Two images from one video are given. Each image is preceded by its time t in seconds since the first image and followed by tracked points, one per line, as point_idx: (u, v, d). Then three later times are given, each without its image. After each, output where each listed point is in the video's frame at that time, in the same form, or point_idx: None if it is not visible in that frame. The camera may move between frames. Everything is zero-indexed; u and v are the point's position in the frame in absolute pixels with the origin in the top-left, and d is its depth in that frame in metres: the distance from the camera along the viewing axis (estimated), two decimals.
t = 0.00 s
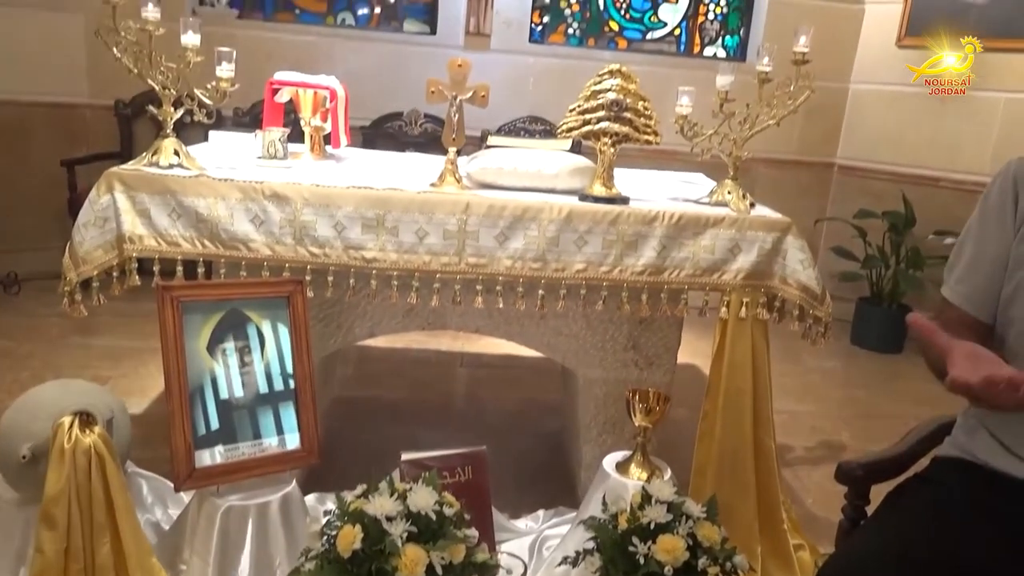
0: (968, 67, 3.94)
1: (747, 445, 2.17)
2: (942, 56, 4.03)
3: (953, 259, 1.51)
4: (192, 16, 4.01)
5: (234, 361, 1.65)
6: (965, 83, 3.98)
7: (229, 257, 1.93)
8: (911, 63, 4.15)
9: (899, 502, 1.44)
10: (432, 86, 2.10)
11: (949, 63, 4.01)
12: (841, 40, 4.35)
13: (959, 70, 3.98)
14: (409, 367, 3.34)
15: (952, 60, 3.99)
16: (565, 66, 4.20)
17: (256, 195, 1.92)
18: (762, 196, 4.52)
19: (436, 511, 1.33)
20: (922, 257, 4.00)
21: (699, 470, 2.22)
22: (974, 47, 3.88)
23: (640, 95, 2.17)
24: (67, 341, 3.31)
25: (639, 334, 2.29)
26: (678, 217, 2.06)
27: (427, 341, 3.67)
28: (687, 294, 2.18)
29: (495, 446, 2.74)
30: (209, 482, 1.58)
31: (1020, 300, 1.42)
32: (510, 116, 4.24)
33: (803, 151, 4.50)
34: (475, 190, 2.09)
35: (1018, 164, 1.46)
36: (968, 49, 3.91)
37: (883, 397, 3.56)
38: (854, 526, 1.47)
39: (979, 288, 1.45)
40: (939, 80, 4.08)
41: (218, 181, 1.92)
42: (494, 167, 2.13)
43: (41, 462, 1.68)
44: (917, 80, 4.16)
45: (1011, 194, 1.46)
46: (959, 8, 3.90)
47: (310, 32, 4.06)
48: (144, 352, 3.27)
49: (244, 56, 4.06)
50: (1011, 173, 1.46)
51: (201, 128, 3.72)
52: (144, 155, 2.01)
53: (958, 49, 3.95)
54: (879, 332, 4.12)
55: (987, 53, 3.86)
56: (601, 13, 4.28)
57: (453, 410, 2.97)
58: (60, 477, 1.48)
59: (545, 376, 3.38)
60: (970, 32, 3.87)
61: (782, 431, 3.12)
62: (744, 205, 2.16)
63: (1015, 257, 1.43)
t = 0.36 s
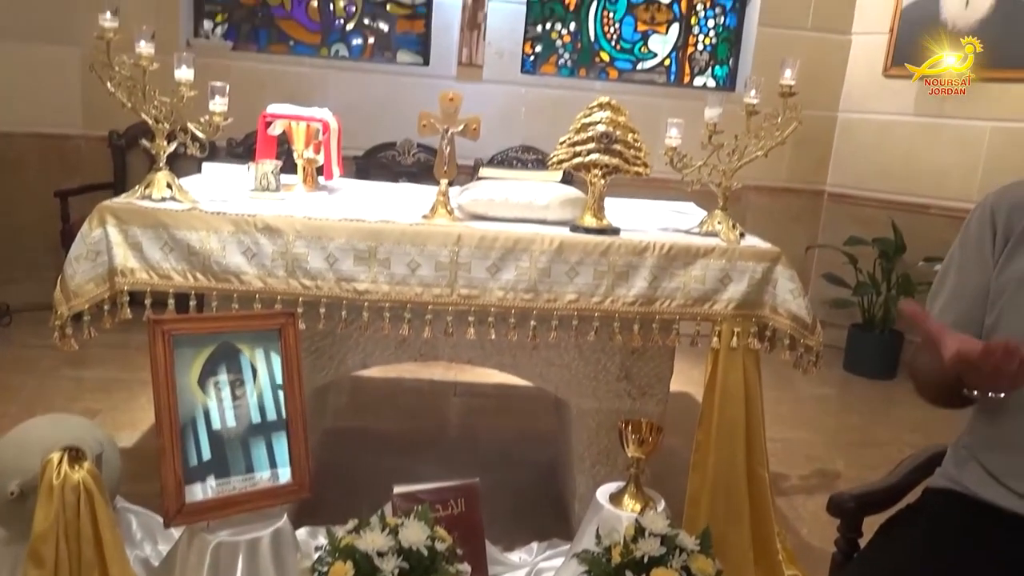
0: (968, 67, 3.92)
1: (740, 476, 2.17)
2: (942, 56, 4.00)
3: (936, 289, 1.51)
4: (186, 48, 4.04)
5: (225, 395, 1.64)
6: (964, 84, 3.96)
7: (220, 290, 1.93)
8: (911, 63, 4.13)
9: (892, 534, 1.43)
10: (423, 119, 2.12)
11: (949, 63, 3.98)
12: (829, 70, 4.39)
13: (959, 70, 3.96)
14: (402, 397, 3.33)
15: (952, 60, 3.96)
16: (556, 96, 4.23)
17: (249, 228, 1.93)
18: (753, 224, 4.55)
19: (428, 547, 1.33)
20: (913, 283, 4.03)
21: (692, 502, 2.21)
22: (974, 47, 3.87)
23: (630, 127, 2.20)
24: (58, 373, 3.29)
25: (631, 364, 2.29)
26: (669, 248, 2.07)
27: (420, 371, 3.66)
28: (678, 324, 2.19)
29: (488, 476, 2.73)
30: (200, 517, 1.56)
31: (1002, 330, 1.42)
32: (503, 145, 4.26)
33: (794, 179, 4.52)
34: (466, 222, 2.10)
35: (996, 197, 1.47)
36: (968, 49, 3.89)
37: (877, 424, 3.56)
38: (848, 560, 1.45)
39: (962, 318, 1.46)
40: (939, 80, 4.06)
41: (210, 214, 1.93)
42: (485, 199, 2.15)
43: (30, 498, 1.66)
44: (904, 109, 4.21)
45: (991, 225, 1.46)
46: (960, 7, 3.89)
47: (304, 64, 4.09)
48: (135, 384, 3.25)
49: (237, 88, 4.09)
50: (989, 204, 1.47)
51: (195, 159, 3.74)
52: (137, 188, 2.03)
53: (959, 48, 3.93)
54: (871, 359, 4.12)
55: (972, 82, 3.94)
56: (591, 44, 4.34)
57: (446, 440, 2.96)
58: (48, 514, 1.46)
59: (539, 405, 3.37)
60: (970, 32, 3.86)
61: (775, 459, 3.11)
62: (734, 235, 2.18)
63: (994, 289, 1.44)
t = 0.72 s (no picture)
0: (968, 67, 3.92)
1: (733, 505, 2.17)
2: (942, 56, 4.01)
3: (923, 320, 1.50)
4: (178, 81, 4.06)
5: (215, 430, 1.63)
6: (963, 84, 3.95)
7: (210, 324, 1.93)
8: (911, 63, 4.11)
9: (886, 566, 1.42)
10: (414, 152, 2.13)
11: (949, 63, 3.99)
12: (816, 99, 4.44)
13: (959, 70, 3.96)
14: (395, 429, 3.31)
15: (953, 60, 3.97)
16: (546, 126, 4.26)
17: (239, 261, 1.93)
18: (744, 251, 4.57)
19: None
20: (904, 309, 4.03)
21: (685, 532, 2.21)
22: (974, 47, 3.89)
23: (619, 158, 2.22)
24: (47, 407, 3.27)
25: (623, 393, 2.29)
26: (659, 278, 2.08)
27: (413, 402, 3.64)
28: (670, 354, 2.19)
29: (481, 508, 2.71)
30: (189, 554, 1.54)
31: (994, 356, 1.43)
32: (494, 175, 4.28)
33: (783, 207, 4.55)
34: (457, 253, 2.10)
35: (977, 227, 1.50)
36: (969, 49, 3.91)
37: (871, 450, 3.56)
38: None
39: (953, 346, 1.45)
40: (938, 80, 4.04)
41: (201, 248, 1.93)
42: (476, 231, 2.14)
43: (14, 536, 1.65)
44: (890, 136, 4.26)
45: (972, 255, 1.48)
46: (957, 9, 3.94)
47: (296, 96, 4.12)
48: (125, 418, 3.22)
49: (229, 121, 4.11)
50: (969, 236, 1.49)
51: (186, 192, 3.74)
52: (127, 223, 2.02)
53: (959, 49, 3.94)
54: (864, 385, 4.13)
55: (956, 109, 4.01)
56: (581, 75, 4.38)
57: (439, 472, 2.94)
58: (33, 553, 1.45)
59: (532, 435, 3.35)
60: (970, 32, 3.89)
61: (770, 488, 3.10)
62: (724, 264, 2.19)
63: (981, 316, 1.45)
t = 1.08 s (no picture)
0: (974, 67, 3.90)
1: (721, 524, 2.18)
2: (943, 56, 4.00)
3: (899, 335, 1.51)
4: (163, 100, 4.05)
5: (198, 454, 1.61)
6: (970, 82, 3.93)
7: (193, 346, 1.92)
8: (910, 63, 4.10)
9: None
10: (398, 172, 2.13)
11: (955, 61, 3.96)
12: (798, 116, 4.49)
13: (963, 69, 3.94)
14: (382, 449, 3.29)
15: (959, 58, 3.95)
16: (531, 143, 4.28)
17: (222, 283, 1.92)
18: (729, 267, 4.59)
19: None
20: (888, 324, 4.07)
21: (673, 551, 2.22)
22: (974, 47, 3.89)
23: (602, 177, 2.22)
24: (28, 432, 3.23)
25: (609, 412, 2.29)
26: (643, 295, 2.08)
27: (399, 421, 3.62)
28: (655, 372, 2.20)
29: (468, 528, 2.69)
30: None
31: (970, 376, 1.44)
32: (479, 193, 4.29)
33: (767, 223, 4.58)
34: (441, 273, 2.10)
35: (957, 243, 1.48)
36: (969, 49, 3.91)
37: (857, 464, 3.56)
38: None
39: (927, 364, 1.47)
40: (938, 80, 4.03)
41: (184, 270, 1.92)
42: (460, 250, 2.15)
43: None
44: (871, 152, 4.30)
45: (951, 273, 1.47)
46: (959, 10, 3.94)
47: (281, 115, 4.12)
48: (107, 441, 3.19)
49: (212, 141, 4.09)
50: (949, 253, 1.48)
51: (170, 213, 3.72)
52: (108, 245, 2.01)
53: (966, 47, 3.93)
54: (849, 399, 4.14)
55: (935, 125, 4.08)
56: (565, 93, 4.40)
57: (426, 492, 2.92)
58: None
59: (519, 453, 3.34)
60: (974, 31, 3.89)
61: (758, 504, 3.10)
62: (708, 281, 2.20)
63: (960, 336, 1.45)
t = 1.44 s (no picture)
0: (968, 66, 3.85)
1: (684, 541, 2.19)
2: (941, 56, 3.92)
3: (852, 347, 1.53)
4: (119, 120, 3.99)
5: (153, 481, 1.57)
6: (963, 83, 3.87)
7: (148, 371, 1.89)
8: (910, 64, 4.03)
9: None
10: (357, 193, 2.13)
11: (949, 63, 3.91)
12: (756, 134, 4.56)
13: (958, 70, 3.88)
14: (346, 472, 3.25)
15: (952, 60, 3.90)
16: (493, 163, 4.30)
17: (177, 306, 1.89)
18: (691, 283, 4.64)
19: None
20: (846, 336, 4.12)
21: (637, 569, 2.22)
22: (974, 48, 3.83)
23: (563, 196, 2.22)
24: None
25: (572, 430, 2.29)
26: (604, 313, 2.09)
27: (363, 443, 3.58)
28: (617, 390, 2.20)
29: (433, 550, 2.66)
30: None
31: (919, 389, 1.45)
32: (442, 212, 4.29)
33: (728, 240, 4.63)
34: (402, 293, 2.09)
35: (910, 260, 1.49)
36: (968, 49, 3.84)
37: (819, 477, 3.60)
38: None
39: (879, 377, 1.48)
40: (938, 80, 3.95)
41: (138, 293, 1.89)
42: (421, 270, 2.14)
43: None
44: (828, 169, 4.38)
45: (902, 288, 1.48)
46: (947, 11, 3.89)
47: (241, 135, 4.09)
48: (62, 469, 3.12)
49: (170, 161, 4.04)
50: (902, 268, 1.49)
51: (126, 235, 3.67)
52: (59, 269, 1.97)
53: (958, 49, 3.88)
54: (811, 412, 4.19)
55: (888, 143, 4.16)
56: (528, 112, 4.42)
57: (390, 515, 2.89)
58: None
59: (484, 473, 3.31)
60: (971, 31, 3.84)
61: (723, 519, 3.11)
62: (668, 298, 2.22)
63: (909, 352, 1.47)
